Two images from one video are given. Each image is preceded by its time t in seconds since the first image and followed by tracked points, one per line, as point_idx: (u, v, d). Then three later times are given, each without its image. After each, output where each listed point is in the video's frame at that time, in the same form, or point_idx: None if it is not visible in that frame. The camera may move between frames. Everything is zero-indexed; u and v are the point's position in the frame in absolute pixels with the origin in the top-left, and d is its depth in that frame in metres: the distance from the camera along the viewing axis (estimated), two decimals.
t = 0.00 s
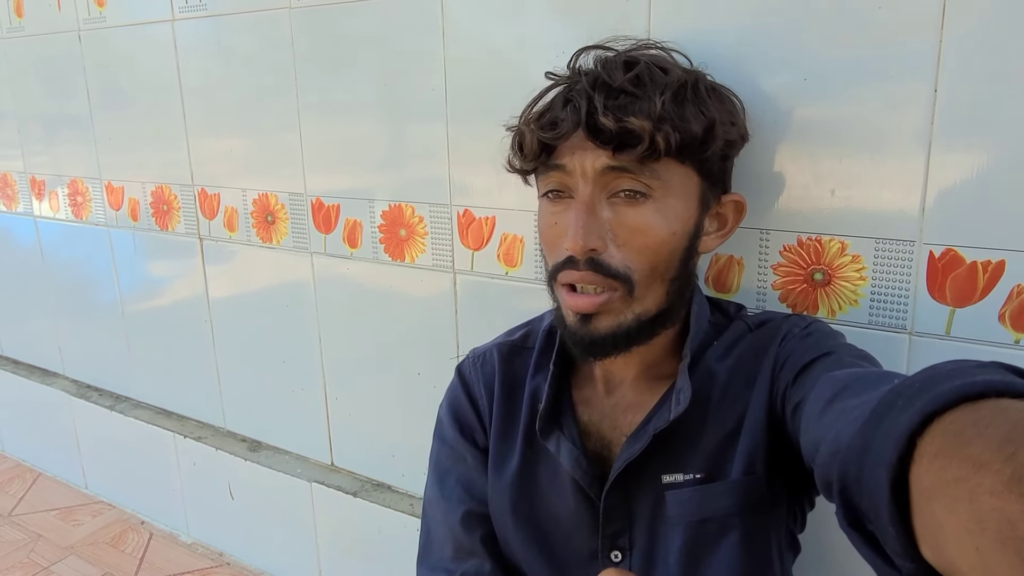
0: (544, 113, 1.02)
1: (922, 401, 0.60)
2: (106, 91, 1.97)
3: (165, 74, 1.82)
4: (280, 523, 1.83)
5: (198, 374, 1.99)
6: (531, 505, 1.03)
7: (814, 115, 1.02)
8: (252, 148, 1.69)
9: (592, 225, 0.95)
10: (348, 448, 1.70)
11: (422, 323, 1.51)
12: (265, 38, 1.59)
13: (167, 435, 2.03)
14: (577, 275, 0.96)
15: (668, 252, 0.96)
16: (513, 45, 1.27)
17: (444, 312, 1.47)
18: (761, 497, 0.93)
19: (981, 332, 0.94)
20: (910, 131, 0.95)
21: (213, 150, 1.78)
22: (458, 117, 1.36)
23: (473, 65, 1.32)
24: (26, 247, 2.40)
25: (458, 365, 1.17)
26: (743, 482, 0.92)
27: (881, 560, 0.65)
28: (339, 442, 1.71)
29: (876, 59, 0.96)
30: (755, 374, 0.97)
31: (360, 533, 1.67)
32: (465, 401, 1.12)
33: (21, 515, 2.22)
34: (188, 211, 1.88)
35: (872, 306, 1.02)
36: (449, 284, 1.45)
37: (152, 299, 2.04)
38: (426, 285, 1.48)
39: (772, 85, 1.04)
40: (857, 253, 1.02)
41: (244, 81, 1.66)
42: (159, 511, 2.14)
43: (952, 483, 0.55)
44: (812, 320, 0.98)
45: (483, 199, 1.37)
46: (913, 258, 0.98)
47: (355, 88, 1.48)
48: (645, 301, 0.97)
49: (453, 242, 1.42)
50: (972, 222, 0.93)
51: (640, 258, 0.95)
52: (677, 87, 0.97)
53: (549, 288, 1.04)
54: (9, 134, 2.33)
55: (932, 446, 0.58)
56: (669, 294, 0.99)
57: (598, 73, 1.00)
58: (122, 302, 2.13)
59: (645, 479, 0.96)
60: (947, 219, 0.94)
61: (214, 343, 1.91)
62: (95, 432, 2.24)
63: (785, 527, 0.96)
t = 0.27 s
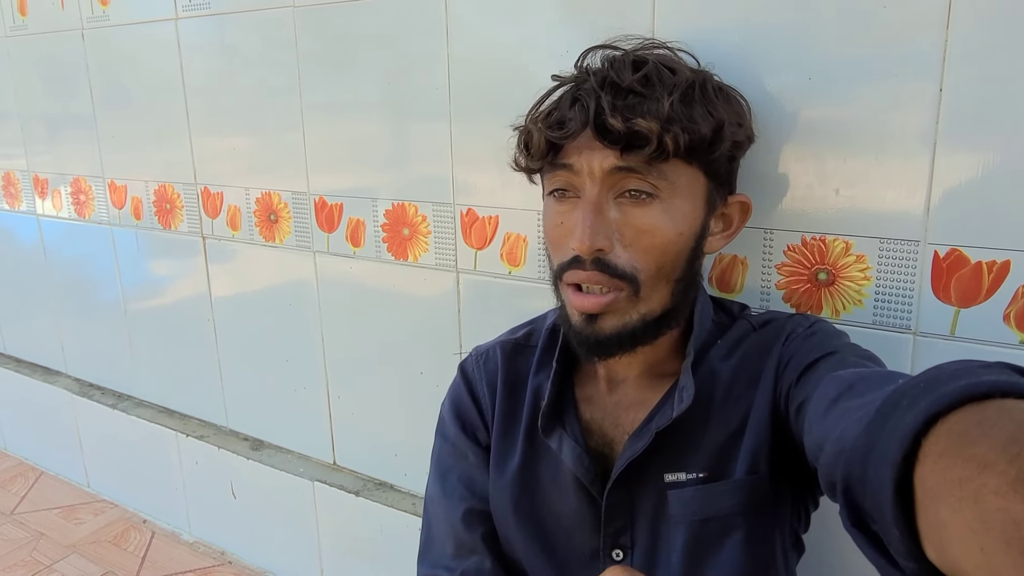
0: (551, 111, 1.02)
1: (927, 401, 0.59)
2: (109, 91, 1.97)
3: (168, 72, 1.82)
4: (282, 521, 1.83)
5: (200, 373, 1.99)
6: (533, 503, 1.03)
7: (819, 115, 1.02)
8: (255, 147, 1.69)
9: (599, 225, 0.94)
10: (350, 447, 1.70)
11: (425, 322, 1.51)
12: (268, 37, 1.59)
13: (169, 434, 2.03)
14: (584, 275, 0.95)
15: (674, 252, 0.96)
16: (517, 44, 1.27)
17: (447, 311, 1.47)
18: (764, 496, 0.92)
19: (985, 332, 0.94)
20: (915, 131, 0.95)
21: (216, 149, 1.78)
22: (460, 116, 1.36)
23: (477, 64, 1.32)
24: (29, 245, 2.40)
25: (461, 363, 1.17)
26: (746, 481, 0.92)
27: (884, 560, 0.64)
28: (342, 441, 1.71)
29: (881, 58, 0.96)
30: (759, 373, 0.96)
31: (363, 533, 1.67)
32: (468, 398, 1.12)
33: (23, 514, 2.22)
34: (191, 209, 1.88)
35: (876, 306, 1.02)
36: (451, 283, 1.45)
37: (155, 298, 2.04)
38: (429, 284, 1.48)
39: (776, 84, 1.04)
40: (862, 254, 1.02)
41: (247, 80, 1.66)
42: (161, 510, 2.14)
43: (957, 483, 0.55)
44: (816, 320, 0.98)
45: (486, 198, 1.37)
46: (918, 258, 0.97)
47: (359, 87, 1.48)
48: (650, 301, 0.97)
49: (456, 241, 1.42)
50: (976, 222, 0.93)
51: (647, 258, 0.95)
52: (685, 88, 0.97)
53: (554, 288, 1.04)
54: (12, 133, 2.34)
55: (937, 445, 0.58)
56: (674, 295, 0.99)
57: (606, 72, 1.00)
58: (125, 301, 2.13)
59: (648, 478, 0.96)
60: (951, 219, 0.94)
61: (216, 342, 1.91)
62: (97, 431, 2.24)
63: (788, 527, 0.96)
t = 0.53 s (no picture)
0: (559, 111, 1.01)
1: (934, 401, 0.59)
2: (114, 89, 1.97)
3: (172, 70, 1.82)
4: (284, 521, 1.83)
5: (203, 371, 1.99)
6: (537, 501, 1.03)
7: (827, 115, 1.01)
8: (260, 145, 1.69)
9: (607, 225, 0.94)
10: (354, 446, 1.70)
11: (430, 321, 1.50)
12: (273, 36, 1.59)
13: (172, 432, 2.03)
14: (592, 275, 0.95)
15: (682, 253, 0.96)
16: (523, 42, 1.26)
17: (452, 310, 1.46)
18: (771, 496, 0.92)
19: (994, 333, 0.94)
20: (923, 130, 0.95)
21: (221, 147, 1.77)
22: (466, 115, 1.36)
23: (483, 63, 1.31)
24: (32, 243, 2.40)
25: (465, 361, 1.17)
26: (753, 481, 0.92)
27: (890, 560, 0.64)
28: (345, 440, 1.71)
29: (889, 58, 0.95)
30: (765, 372, 0.96)
31: (366, 532, 1.67)
32: (472, 396, 1.11)
33: (26, 512, 2.22)
34: (195, 208, 1.88)
35: (884, 307, 1.01)
36: (456, 282, 1.45)
37: (158, 297, 2.04)
38: (434, 283, 1.48)
39: (784, 84, 1.04)
40: (870, 254, 1.01)
41: (252, 78, 1.65)
42: (164, 508, 2.14)
43: (965, 484, 0.54)
44: (823, 320, 0.98)
45: (492, 197, 1.36)
46: (926, 258, 0.97)
47: (364, 85, 1.48)
48: (658, 302, 0.97)
49: (462, 240, 1.42)
50: (985, 222, 0.92)
51: (655, 258, 0.94)
52: (693, 88, 0.97)
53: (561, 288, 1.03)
54: (16, 131, 2.33)
55: (945, 446, 0.57)
56: (682, 295, 0.98)
57: (614, 72, 0.99)
58: (128, 299, 2.13)
59: (653, 477, 0.96)
60: (960, 219, 0.94)
61: (220, 340, 1.91)
62: (100, 429, 2.24)
63: (795, 527, 0.95)
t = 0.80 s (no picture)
0: (569, 109, 1.01)
1: (936, 399, 0.59)
2: (117, 86, 1.97)
3: (176, 68, 1.82)
4: (286, 518, 1.83)
5: (205, 369, 1.99)
6: (539, 498, 1.03)
7: (831, 113, 1.01)
8: (263, 143, 1.69)
9: (624, 224, 0.94)
10: (356, 444, 1.70)
11: (432, 319, 1.50)
12: (276, 34, 1.59)
13: (174, 430, 2.03)
14: (609, 274, 0.95)
15: (696, 250, 0.96)
16: (527, 40, 1.26)
17: (455, 308, 1.46)
18: (774, 494, 0.92)
19: (998, 332, 0.94)
20: (927, 129, 0.95)
21: (224, 145, 1.77)
22: (470, 113, 1.36)
23: (487, 61, 1.31)
24: (35, 241, 2.40)
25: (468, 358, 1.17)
26: (755, 479, 0.92)
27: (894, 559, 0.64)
28: (347, 438, 1.71)
29: (894, 56, 0.95)
30: (768, 371, 0.96)
31: (367, 530, 1.67)
32: (474, 393, 1.11)
33: (27, 509, 2.22)
34: (197, 205, 1.88)
35: (887, 306, 1.01)
36: (459, 281, 1.44)
37: (160, 294, 2.04)
38: (436, 281, 1.48)
39: (788, 82, 1.04)
40: (873, 252, 1.01)
41: (255, 76, 1.65)
42: (165, 506, 2.14)
43: (967, 482, 0.54)
44: (826, 318, 0.98)
45: (495, 195, 1.36)
46: (930, 257, 0.97)
47: (367, 83, 1.48)
48: (672, 299, 0.97)
49: (465, 239, 1.42)
50: (989, 221, 0.92)
51: (671, 256, 0.94)
52: (704, 86, 0.97)
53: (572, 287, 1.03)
54: (19, 128, 2.34)
55: (946, 444, 0.57)
56: (694, 292, 0.99)
57: (624, 70, 0.99)
58: (130, 296, 2.13)
59: (655, 475, 0.96)
60: (963, 218, 0.94)
61: (222, 338, 1.91)
62: (101, 426, 2.24)
63: (798, 525, 0.95)
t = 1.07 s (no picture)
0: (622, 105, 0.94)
1: (942, 400, 0.58)
2: (118, 83, 1.97)
3: (177, 65, 1.81)
4: (286, 516, 1.83)
5: (206, 367, 1.98)
6: (540, 497, 1.02)
7: (835, 112, 1.01)
8: (264, 140, 1.68)
9: (696, 228, 0.90)
10: (356, 442, 1.69)
11: (433, 317, 1.50)
12: (278, 31, 1.58)
13: (174, 428, 2.03)
14: (679, 281, 0.91)
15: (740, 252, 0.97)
16: (530, 38, 1.26)
17: (456, 306, 1.46)
18: (777, 493, 0.92)
19: (1001, 332, 0.93)
20: (931, 128, 0.95)
21: (225, 142, 1.77)
22: (472, 111, 1.35)
23: (489, 59, 1.31)
24: (36, 238, 2.40)
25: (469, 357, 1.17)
26: (758, 479, 0.91)
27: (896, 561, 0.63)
28: (347, 437, 1.71)
29: (899, 55, 0.95)
30: (771, 370, 0.96)
31: (367, 528, 1.67)
32: (476, 392, 1.11)
33: (27, 506, 2.22)
34: (198, 203, 1.88)
35: (890, 304, 1.01)
36: (460, 279, 1.44)
37: (161, 292, 2.04)
38: (438, 279, 1.48)
39: (792, 80, 1.04)
40: (876, 251, 1.01)
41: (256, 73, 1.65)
42: (165, 504, 2.14)
43: (972, 483, 0.54)
44: (830, 317, 0.97)
45: (497, 194, 1.36)
46: (933, 256, 0.97)
47: (369, 81, 1.47)
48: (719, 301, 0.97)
49: (466, 237, 1.42)
50: (994, 220, 0.92)
51: (727, 259, 0.94)
52: (732, 88, 0.99)
53: (617, 294, 0.97)
54: (19, 125, 2.33)
55: (951, 445, 0.57)
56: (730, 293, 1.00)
57: (666, 68, 0.96)
58: (131, 294, 2.13)
59: (658, 474, 0.96)
60: (967, 218, 0.94)
61: (223, 336, 1.91)
62: (101, 424, 2.24)
63: (802, 524, 0.95)
